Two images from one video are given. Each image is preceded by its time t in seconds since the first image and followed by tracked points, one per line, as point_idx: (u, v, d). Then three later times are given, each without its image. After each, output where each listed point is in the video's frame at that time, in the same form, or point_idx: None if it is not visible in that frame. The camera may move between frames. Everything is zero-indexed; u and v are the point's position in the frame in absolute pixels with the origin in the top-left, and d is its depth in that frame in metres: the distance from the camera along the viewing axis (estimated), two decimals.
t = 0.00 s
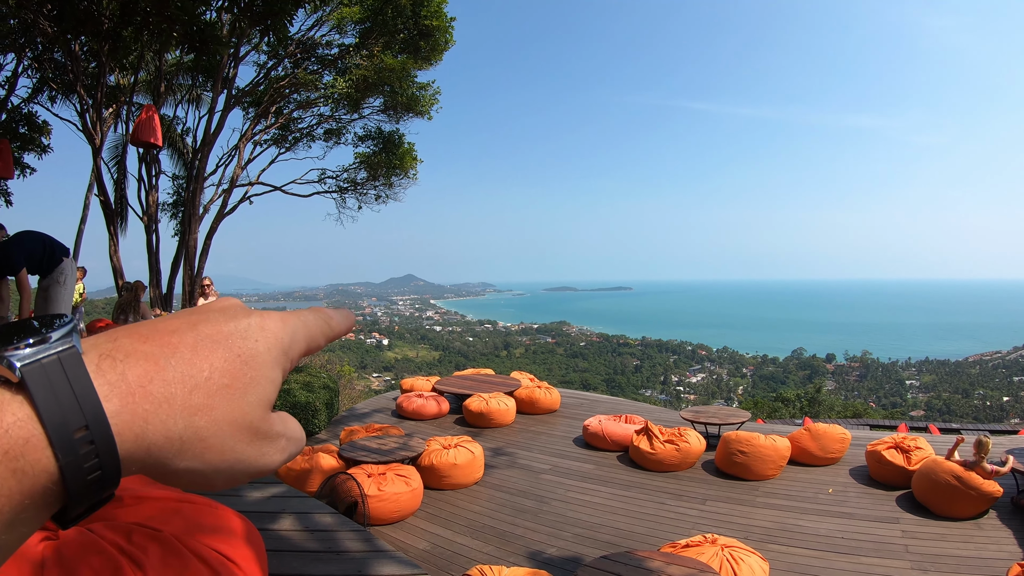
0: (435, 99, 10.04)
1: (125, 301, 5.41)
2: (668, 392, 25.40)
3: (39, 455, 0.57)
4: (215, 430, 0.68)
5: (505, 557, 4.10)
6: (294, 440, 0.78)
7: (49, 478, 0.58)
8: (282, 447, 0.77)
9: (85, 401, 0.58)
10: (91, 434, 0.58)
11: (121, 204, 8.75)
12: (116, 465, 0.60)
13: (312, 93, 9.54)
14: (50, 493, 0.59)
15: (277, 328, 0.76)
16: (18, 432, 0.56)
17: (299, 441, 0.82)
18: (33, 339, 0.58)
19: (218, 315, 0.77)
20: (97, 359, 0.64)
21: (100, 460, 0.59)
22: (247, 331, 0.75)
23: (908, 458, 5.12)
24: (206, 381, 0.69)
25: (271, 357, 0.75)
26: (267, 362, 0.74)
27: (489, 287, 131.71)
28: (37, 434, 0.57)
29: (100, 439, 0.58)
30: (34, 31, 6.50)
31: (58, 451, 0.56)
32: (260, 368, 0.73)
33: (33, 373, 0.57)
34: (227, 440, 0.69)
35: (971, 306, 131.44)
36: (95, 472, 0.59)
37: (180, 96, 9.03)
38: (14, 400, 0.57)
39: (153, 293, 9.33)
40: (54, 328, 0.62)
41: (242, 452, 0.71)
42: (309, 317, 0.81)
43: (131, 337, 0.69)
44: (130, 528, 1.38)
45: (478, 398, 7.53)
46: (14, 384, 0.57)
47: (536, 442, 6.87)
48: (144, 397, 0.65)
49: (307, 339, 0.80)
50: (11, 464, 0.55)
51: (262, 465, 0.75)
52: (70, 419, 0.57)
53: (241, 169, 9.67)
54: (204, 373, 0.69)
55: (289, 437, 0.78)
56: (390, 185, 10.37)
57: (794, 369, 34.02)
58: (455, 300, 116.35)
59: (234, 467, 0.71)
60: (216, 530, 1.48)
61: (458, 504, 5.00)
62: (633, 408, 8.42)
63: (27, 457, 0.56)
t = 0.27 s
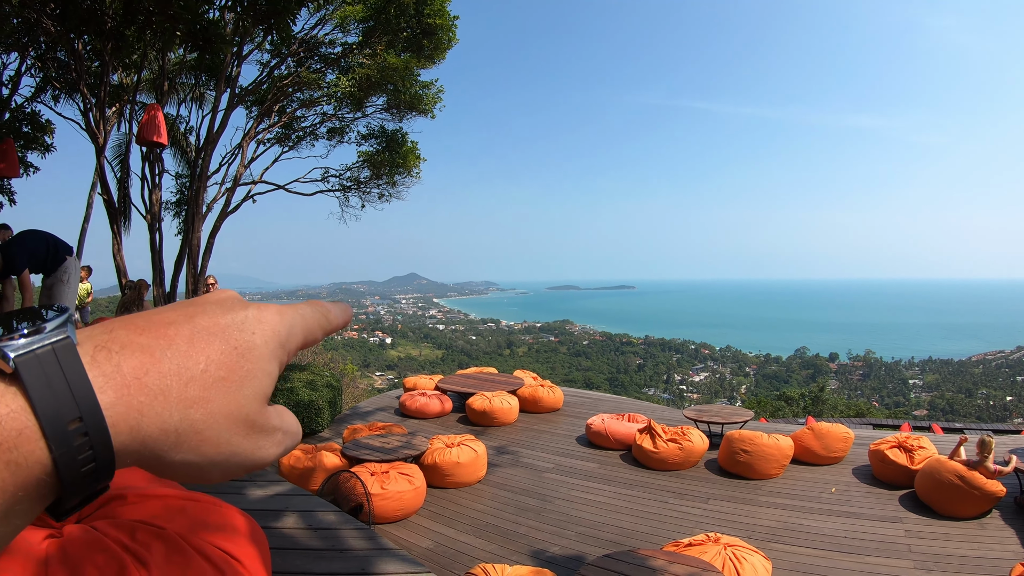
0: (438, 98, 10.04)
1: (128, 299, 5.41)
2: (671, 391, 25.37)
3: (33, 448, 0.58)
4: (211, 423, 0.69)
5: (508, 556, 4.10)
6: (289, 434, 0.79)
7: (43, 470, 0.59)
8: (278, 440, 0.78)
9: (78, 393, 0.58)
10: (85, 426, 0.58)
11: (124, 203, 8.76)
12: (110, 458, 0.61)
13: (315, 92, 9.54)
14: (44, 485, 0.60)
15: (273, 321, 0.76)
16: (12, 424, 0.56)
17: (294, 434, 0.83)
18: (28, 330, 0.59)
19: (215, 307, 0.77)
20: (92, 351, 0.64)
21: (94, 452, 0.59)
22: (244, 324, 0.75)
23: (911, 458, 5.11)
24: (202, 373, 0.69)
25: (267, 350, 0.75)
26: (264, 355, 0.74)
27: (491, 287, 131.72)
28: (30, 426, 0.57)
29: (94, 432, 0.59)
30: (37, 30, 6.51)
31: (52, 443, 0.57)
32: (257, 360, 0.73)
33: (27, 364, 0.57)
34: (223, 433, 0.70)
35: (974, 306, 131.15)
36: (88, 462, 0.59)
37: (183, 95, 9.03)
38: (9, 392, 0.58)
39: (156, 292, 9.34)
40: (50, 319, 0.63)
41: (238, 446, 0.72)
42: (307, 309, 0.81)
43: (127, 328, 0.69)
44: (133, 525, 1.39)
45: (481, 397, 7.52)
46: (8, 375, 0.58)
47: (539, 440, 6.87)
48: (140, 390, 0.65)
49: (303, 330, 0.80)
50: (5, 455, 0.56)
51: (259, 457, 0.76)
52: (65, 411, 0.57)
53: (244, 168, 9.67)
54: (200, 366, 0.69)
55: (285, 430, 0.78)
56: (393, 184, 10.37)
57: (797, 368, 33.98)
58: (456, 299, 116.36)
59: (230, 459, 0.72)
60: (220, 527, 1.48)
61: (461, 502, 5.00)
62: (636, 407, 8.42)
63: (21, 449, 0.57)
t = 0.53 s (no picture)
0: (445, 93, 10.02)
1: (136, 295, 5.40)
2: (679, 388, 25.28)
3: (50, 429, 0.61)
4: (221, 397, 0.72)
5: (516, 551, 4.11)
6: (314, 408, 0.79)
7: (56, 451, 0.62)
8: (298, 413, 0.78)
9: (95, 375, 0.62)
10: (100, 405, 0.62)
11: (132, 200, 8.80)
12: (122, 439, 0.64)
13: (322, 88, 9.54)
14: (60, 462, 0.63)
15: (277, 299, 0.79)
16: (32, 404, 0.60)
17: (328, 408, 0.84)
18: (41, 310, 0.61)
19: (224, 289, 0.80)
20: (108, 329, 0.69)
21: (107, 432, 0.63)
22: (249, 304, 0.78)
23: (919, 455, 5.09)
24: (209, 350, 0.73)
25: (273, 327, 0.77)
26: (271, 332, 0.77)
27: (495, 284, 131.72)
28: (48, 407, 0.61)
29: (110, 412, 0.62)
30: (45, 28, 6.53)
31: (67, 425, 0.60)
32: (264, 336, 0.76)
33: (43, 345, 0.60)
34: (236, 407, 0.72)
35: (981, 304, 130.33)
36: (102, 441, 0.63)
37: (191, 92, 9.05)
38: (28, 372, 0.61)
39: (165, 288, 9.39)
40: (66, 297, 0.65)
41: (253, 419, 0.74)
42: (303, 283, 0.83)
43: (141, 309, 0.73)
44: (144, 519, 1.39)
45: (489, 393, 7.53)
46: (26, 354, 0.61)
47: (546, 436, 6.87)
48: (153, 367, 0.69)
49: (309, 307, 0.83)
50: (24, 435, 0.60)
51: (279, 431, 0.77)
52: (79, 393, 0.61)
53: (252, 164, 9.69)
54: (207, 343, 0.73)
55: (305, 402, 0.78)
56: (401, 180, 10.37)
57: (805, 366, 33.82)
58: (461, 296, 116.40)
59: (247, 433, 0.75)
60: (230, 521, 1.49)
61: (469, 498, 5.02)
62: (644, 403, 8.40)
63: (38, 431, 0.61)
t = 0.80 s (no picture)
0: (453, 92, 10.03)
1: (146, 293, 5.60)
2: (686, 387, 25.29)
3: (39, 412, 0.57)
4: (202, 388, 0.67)
5: (523, 549, 4.11)
6: (296, 396, 0.73)
7: (47, 435, 0.58)
8: (279, 403, 0.72)
9: (82, 362, 0.57)
10: (88, 392, 0.57)
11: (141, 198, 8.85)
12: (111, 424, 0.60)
13: (330, 86, 9.58)
14: (48, 449, 0.58)
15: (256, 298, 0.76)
16: (20, 391, 0.56)
17: (310, 397, 0.77)
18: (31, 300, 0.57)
19: (202, 289, 0.76)
20: (94, 321, 0.64)
21: (96, 418, 0.58)
22: (227, 300, 0.74)
23: (927, 455, 5.07)
24: (190, 342, 0.68)
25: (253, 323, 0.73)
26: (249, 328, 0.72)
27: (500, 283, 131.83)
28: (38, 393, 0.56)
29: (97, 400, 0.58)
30: (54, 27, 6.57)
31: (55, 408, 0.56)
32: (244, 331, 0.71)
33: (34, 334, 0.56)
34: (215, 398, 0.67)
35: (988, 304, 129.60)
36: (90, 429, 0.58)
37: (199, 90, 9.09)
38: (16, 360, 0.57)
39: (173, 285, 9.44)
40: (53, 292, 0.61)
41: (232, 408, 0.68)
42: (277, 285, 0.80)
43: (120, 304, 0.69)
44: (154, 514, 1.40)
45: (497, 391, 7.53)
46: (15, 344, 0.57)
47: (554, 434, 6.88)
48: (134, 358, 0.64)
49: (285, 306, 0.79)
50: (12, 421, 0.56)
51: (257, 423, 0.71)
52: (68, 378, 0.56)
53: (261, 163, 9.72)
54: (190, 336, 0.68)
55: (288, 389, 0.73)
56: (409, 178, 10.39)
57: (812, 364, 33.74)
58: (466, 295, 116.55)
59: (224, 425, 0.69)
60: (240, 518, 1.50)
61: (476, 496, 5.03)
62: (651, 402, 8.40)
63: (28, 414, 0.56)
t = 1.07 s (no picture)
0: (460, 91, 10.03)
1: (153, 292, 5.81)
2: (692, 387, 25.22)
3: (45, 418, 0.57)
4: (205, 393, 0.67)
5: (529, 549, 4.11)
6: (299, 400, 0.73)
7: (52, 441, 0.58)
8: (282, 407, 0.72)
9: (86, 366, 0.58)
10: (92, 397, 0.58)
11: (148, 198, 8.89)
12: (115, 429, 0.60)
13: (337, 86, 9.59)
14: (53, 454, 0.59)
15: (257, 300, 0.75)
16: (25, 396, 0.56)
17: (313, 401, 0.77)
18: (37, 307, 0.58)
19: (205, 293, 0.76)
20: (98, 327, 0.64)
21: (100, 422, 0.58)
22: (230, 304, 0.74)
23: (934, 456, 5.04)
24: (194, 347, 0.68)
25: (254, 327, 0.73)
26: (251, 332, 0.72)
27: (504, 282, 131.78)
28: (44, 397, 0.56)
29: (102, 404, 0.58)
30: (61, 28, 6.60)
31: (61, 413, 0.56)
32: (246, 335, 0.71)
33: (41, 340, 0.57)
34: (217, 402, 0.68)
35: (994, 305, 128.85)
36: (95, 432, 0.59)
37: (206, 90, 9.12)
38: (22, 367, 0.57)
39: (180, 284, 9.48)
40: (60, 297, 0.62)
41: (234, 412, 0.69)
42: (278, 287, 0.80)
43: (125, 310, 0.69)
44: (161, 511, 1.41)
45: (503, 390, 7.54)
46: (22, 351, 0.57)
47: (560, 434, 6.88)
48: (138, 364, 0.64)
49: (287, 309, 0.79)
50: (18, 426, 0.56)
51: (259, 426, 0.71)
52: (73, 383, 0.57)
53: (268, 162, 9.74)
54: (192, 341, 0.68)
55: (291, 392, 0.73)
56: (416, 177, 10.40)
57: (819, 365, 33.60)
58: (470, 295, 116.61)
59: (226, 429, 0.69)
60: (247, 515, 1.51)
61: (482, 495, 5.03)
62: (658, 401, 8.38)
63: (34, 419, 0.56)
